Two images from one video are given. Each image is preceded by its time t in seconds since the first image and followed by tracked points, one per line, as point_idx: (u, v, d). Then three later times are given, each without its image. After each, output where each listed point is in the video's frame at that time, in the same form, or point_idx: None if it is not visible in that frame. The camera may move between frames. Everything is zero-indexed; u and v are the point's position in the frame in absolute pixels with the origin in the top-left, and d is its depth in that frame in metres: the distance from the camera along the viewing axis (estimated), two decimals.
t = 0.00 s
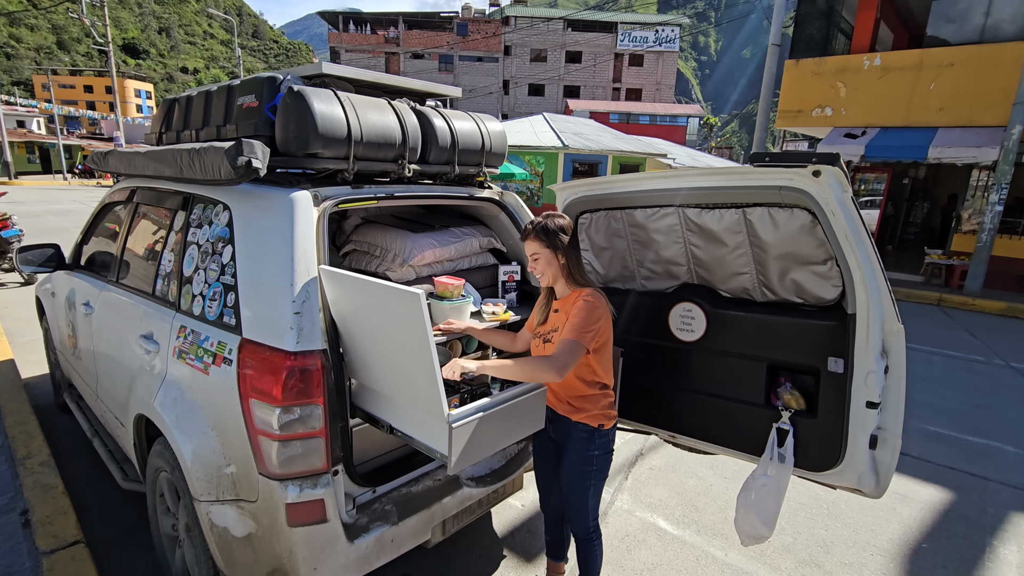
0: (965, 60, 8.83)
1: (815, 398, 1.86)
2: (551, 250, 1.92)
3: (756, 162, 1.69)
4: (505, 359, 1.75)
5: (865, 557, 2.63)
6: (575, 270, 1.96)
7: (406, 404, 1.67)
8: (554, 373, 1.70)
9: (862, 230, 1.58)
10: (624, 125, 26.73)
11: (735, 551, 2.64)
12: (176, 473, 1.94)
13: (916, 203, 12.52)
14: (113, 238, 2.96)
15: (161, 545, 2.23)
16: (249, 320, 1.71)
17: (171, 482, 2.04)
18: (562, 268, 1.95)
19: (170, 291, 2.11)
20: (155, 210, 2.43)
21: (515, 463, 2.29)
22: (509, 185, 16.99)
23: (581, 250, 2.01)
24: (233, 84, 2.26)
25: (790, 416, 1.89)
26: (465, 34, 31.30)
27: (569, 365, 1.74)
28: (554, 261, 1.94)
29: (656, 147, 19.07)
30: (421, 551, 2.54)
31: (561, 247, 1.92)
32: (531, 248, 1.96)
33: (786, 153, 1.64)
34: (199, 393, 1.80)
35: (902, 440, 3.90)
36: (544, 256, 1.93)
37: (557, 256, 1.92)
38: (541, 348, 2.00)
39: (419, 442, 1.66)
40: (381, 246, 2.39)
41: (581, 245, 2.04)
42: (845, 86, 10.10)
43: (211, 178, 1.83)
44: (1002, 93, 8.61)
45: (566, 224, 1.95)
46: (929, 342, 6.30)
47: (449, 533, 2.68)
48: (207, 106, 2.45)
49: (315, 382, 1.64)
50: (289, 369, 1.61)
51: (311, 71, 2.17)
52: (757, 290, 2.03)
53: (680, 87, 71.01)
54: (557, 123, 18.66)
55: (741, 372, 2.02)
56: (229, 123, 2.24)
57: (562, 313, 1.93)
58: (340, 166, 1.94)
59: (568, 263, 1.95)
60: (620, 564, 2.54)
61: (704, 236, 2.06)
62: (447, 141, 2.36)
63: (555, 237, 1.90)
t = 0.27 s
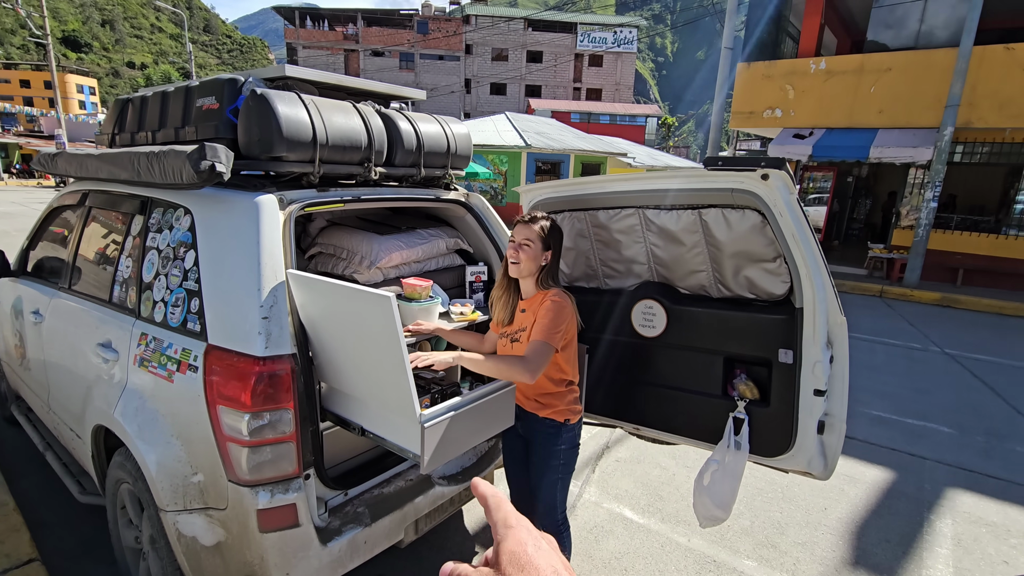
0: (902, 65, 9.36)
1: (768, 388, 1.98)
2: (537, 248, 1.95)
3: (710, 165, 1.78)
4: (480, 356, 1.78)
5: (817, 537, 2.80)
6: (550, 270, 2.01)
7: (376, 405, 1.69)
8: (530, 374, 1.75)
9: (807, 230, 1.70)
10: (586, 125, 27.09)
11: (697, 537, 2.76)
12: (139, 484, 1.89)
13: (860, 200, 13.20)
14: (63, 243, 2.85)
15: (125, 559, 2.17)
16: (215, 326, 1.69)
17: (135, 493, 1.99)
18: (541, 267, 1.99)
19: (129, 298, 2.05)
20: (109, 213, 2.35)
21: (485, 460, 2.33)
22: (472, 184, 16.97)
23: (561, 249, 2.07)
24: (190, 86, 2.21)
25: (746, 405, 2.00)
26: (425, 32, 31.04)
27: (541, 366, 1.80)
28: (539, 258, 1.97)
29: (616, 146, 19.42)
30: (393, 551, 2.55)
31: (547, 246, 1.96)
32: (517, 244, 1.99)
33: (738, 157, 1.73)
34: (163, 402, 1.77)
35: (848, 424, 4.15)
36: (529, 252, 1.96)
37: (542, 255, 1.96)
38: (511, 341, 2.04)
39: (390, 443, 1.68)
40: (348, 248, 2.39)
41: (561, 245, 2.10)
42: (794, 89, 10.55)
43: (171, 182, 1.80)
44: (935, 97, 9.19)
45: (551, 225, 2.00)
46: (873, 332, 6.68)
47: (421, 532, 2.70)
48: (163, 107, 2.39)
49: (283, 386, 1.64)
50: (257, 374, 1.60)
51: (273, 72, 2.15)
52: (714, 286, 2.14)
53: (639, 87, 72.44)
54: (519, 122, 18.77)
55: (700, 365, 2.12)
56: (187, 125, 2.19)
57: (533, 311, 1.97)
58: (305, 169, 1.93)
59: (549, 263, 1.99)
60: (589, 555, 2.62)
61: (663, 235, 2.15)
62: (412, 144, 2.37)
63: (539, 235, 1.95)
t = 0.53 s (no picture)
0: (842, 69, 9.99)
1: (726, 369, 2.16)
2: (523, 255, 2.05)
3: (670, 165, 1.95)
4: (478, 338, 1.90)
5: (773, 508, 3.03)
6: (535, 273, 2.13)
7: (366, 396, 1.78)
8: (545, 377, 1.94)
9: (756, 224, 1.88)
10: (548, 125, 27.40)
11: (665, 514, 2.95)
12: (126, 482, 1.92)
13: (808, 197, 13.89)
14: (27, 248, 2.79)
15: (108, 560, 2.17)
16: (204, 323, 1.74)
17: (120, 493, 2.00)
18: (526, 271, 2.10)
19: (109, 300, 2.07)
20: (81, 216, 2.34)
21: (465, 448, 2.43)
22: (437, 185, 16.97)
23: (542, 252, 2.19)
24: (166, 89, 2.24)
25: (706, 386, 2.18)
26: (385, 31, 30.72)
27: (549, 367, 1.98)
28: (524, 263, 2.08)
29: (578, 146, 19.77)
30: (377, 541, 2.63)
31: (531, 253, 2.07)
32: (503, 250, 2.06)
33: (696, 158, 1.90)
34: (152, 400, 1.80)
35: (800, 406, 4.45)
36: (517, 259, 2.06)
37: (527, 260, 2.07)
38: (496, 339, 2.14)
39: (379, 430, 1.77)
40: (327, 247, 2.46)
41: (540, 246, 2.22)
42: (745, 91, 11.05)
43: (155, 185, 1.84)
44: (873, 100, 9.82)
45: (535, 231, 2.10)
46: (822, 320, 7.11)
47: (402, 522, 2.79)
48: (136, 110, 2.40)
49: (275, 379, 1.70)
50: (249, 369, 1.66)
51: (251, 76, 2.20)
52: (675, 277, 2.30)
53: (599, 88, 73.64)
54: (483, 122, 18.87)
55: (664, 351, 2.29)
56: (164, 128, 2.22)
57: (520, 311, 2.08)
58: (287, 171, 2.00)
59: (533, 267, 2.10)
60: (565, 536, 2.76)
61: (628, 231, 2.31)
62: (389, 145, 2.46)
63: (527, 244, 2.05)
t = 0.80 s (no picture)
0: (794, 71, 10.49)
1: (690, 349, 2.34)
2: (521, 245, 2.18)
3: (638, 160, 2.10)
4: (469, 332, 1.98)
5: (735, 482, 3.24)
6: (528, 262, 2.26)
7: (357, 381, 1.87)
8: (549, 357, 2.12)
9: (716, 213, 2.04)
10: (514, 123, 27.53)
11: (637, 491, 3.12)
12: (114, 474, 1.94)
13: (765, 192, 14.47)
14: None
15: (94, 555, 2.18)
16: (194, 314, 1.79)
17: (107, 486, 2.02)
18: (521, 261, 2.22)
19: (91, 295, 2.08)
20: (57, 213, 2.33)
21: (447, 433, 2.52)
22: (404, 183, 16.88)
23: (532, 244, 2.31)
24: (144, 86, 2.26)
25: (673, 365, 2.35)
26: (348, 28, 30.24)
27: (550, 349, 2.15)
28: (520, 253, 2.20)
29: (545, 144, 19.99)
30: (362, 527, 2.70)
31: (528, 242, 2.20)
32: (501, 242, 2.16)
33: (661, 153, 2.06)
34: (142, 391, 1.84)
35: (759, 389, 4.72)
36: (515, 246, 2.17)
37: (524, 250, 2.20)
38: (494, 327, 2.22)
39: (368, 413, 1.86)
40: (309, 242, 2.53)
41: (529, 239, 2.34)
42: (705, 91, 11.44)
43: (140, 180, 1.88)
44: (823, 100, 10.34)
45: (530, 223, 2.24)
46: (779, 309, 7.48)
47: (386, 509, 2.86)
48: (111, 106, 2.41)
49: (267, 366, 1.77)
50: (242, 356, 1.72)
51: (232, 74, 2.24)
52: (643, 266, 2.46)
53: (563, 87, 74.30)
54: (449, 121, 18.86)
55: (634, 335, 2.45)
56: (143, 125, 2.24)
57: (518, 301, 2.19)
58: (272, 166, 2.06)
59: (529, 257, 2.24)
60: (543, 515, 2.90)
61: (599, 222, 2.45)
62: (369, 142, 2.53)
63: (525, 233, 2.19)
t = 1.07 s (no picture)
0: (758, 68, 10.80)
1: (661, 337, 2.44)
2: (517, 240, 2.21)
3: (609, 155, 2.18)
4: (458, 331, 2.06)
5: (705, 465, 3.38)
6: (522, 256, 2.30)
7: (341, 373, 1.90)
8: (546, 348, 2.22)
9: (683, 206, 2.15)
10: (486, 118, 27.45)
11: (611, 476, 3.23)
12: (92, 472, 1.93)
13: (732, 186, 14.86)
14: None
15: (71, 555, 2.17)
16: (173, 310, 1.80)
17: (85, 484, 2.01)
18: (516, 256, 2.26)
19: (63, 293, 2.06)
20: (22, 210, 2.28)
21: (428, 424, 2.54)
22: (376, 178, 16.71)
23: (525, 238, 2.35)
24: (112, 80, 2.23)
25: (645, 352, 2.45)
26: (315, 20, 29.62)
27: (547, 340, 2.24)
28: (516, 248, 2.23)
29: (518, 139, 20.04)
30: (343, 519, 2.73)
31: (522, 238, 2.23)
32: (497, 238, 2.18)
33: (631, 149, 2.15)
34: (121, 388, 1.84)
35: (727, 376, 4.90)
36: (510, 245, 2.20)
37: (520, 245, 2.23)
38: (494, 322, 2.25)
39: (351, 404, 1.90)
40: (285, 237, 2.54)
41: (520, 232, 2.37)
42: (673, 87, 11.67)
43: (114, 175, 1.87)
44: (786, 97, 10.69)
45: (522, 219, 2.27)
46: (746, 300, 7.74)
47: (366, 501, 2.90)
48: (78, 100, 2.36)
49: (249, 360, 1.79)
50: (224, 351, 1.73)
51: (205, 69, 2.23)
52: (615, 257, 2.55)
53: (535, 82, 74.41)
54: (421, 115, 18.73)
55: (607, 324, 2.54)
56: (112, 120, 2.21)
57: (516, 294, 2.23)
58: (248, 162, 2.07)
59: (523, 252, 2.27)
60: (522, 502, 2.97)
61: (573, 215, 2.53)
62: (345, 137, 2.55)
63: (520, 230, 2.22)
